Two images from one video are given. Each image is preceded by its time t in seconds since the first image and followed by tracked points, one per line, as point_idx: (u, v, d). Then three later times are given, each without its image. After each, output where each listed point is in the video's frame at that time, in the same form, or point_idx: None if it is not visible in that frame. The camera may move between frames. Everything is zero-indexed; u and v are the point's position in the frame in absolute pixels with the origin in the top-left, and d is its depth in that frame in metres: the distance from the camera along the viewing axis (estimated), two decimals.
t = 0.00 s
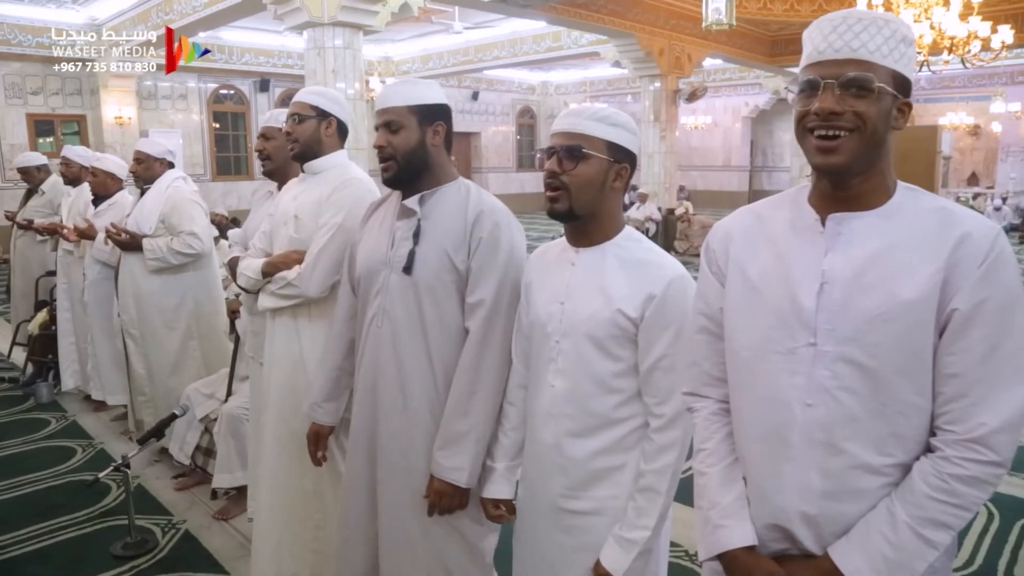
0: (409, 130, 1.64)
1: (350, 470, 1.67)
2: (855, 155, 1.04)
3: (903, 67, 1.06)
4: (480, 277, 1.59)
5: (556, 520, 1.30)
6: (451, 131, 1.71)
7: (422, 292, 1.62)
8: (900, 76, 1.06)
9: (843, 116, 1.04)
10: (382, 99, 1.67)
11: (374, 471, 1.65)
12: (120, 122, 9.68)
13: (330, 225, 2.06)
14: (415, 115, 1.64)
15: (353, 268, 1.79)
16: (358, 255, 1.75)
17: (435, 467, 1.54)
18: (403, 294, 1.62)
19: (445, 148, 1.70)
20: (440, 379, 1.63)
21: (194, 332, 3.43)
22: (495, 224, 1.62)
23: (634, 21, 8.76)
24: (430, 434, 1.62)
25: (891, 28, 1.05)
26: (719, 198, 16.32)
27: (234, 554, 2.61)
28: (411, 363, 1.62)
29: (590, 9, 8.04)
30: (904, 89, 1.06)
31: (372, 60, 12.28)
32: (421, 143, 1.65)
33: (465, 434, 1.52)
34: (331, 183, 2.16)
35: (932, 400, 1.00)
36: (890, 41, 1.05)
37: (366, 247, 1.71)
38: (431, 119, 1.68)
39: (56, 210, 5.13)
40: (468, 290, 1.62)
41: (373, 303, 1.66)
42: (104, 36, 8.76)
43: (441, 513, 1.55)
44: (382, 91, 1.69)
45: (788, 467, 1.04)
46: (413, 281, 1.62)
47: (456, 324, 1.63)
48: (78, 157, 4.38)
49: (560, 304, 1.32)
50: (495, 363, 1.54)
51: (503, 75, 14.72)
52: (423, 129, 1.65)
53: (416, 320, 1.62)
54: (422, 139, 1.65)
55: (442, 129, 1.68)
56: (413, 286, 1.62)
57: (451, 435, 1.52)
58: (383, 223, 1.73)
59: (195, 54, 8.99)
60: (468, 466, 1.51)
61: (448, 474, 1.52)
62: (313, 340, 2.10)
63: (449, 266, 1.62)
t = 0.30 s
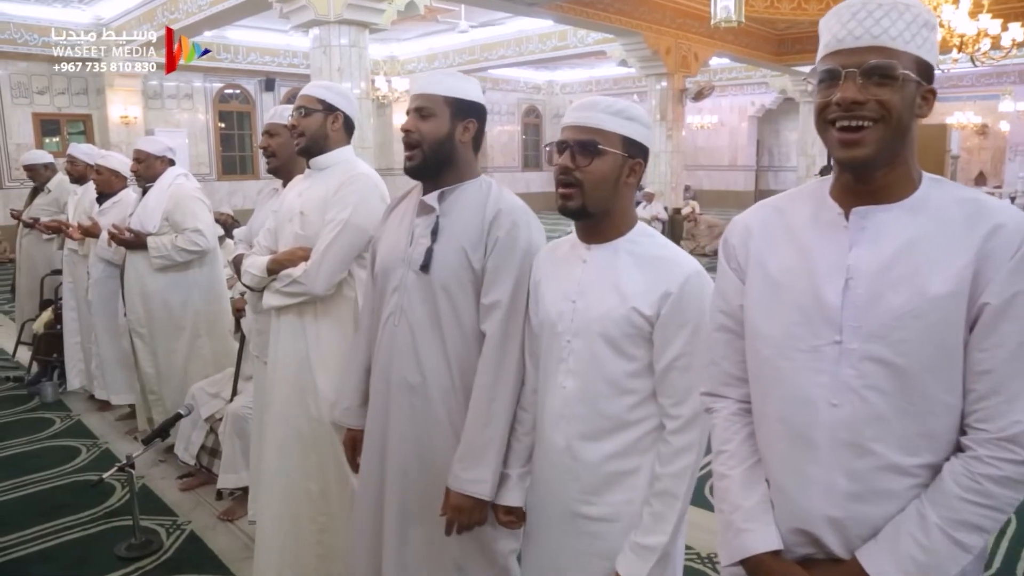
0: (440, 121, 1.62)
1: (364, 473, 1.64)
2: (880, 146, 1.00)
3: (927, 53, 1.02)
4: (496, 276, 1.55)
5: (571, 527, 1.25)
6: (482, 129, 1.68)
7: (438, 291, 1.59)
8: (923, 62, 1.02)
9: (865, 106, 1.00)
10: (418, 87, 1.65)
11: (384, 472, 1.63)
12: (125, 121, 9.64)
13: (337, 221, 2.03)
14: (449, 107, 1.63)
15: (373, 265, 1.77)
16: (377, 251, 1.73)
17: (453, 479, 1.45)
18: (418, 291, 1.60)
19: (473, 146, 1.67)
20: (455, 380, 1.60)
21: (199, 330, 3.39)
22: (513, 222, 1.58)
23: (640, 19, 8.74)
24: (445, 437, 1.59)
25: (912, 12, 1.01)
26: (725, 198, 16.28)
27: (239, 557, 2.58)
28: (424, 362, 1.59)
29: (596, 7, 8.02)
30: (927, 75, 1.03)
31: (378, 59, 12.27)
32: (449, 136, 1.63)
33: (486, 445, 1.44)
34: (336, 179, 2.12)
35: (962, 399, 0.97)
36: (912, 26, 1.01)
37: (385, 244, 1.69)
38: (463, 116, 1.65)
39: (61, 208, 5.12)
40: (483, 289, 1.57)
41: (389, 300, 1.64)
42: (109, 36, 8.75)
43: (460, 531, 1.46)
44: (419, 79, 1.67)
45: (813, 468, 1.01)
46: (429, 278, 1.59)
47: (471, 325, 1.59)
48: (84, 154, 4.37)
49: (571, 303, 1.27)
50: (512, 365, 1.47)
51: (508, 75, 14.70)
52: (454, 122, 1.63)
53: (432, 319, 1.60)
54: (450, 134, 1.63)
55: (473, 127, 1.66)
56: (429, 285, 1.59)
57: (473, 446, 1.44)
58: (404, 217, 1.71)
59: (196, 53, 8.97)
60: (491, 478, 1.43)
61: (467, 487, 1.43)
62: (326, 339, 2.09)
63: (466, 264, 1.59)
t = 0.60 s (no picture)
0: (462, 121, 1.61)
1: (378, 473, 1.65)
2: (921, 146, 0.96)
3: (968, 48, 0.98)
4: (520, 282, 1.56)
5: (598, 539, 1.24)
6: (503, 129, 1.69)
7: (460, 295, 1.59)
8: (964, 58, 0.98)
9: (906, 103, 0.96)
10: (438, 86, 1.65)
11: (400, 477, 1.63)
12: (132, 122, 9.64)
13: (352, 221, 1.99)
14: (470, 107, 1.62)
15: (390, 265, 1.77)
16: (397, 252, 1.75)
17: (467, 478, 1.48)
18: (440, 294, 1.61)
19: (494, 147, 1.67)
20: (476, 383, 1.60)
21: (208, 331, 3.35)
22: (539, 225, 1.59)
23: (648, 19, 8.71)
24: (466, 440, 1.60)
25: (952, 6, 0.97)
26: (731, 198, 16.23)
27: (250, 561, 2.55)
28: (445, 366, 1.59)
29: (604, 6, 7.99)
30: (969, 71, 0.99)
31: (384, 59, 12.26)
32: (471, 137, 1.63)
33: (501, 446, 1.46)
34: (350, 178, 2.09)
35: (1009, 405, 0.93)
36: (952, 20, 0.97)
37: (405, 245, 1.70)
38: (484, 116, 1.65)
39: (69, 208, 5.10)
40: (508, 294, 1.58)
41: (410, 302, 1.65)
42: (115, 36, 8.73)
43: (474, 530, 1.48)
44: (441, 77, 1.67)
45: (852, 478, 0.97)
46: (451, 281, 1.60)
47: (494, 330, 1.60)
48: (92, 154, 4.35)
49: (599, 307, 1.25)
50: (533, 368, 1.49)
51: (514, 74, 14.67)
52: (476, 123, 1.63)
53: (454, 322, 1.60)
54: (473, 134, 1.63)
55: (495, 127, 1.66)
56: (451, 288, 1.60)
57: (488, 445, 1.46)
58: (424, 220, 1.71)
59: (194, 54, 8.98)
60: (503, 480, 1.45)
61: (478, 486, 1.46)
62: (345, 339, 2.06)
63: (490, 268, 1.60)
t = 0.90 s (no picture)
0: (483, 123, 1.61)
1: (394, 480, 1.64)
2: (975, 148, 0.92)
3: None
4: (549, 288, 1.56)
5: (629, 553, 1.21)
6: (524, 128, 1.68)
7: (484, 299, 1.58)
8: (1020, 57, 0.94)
9: (960, 104, 0.92)
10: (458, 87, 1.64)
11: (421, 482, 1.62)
12: (137, 121, 9.64)
13: (370, 221, 1.96)
14: (491, 108, 1.62)
15: (407, 266, 1.76)
16: (414, 254, 1.74)
17: (509, 490, 1.49)
18: (464, 298, 1.60)
19: (517, 147, 1.67)
20: (498, 389, 1.59)
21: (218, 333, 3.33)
22: (565, 231, 1.59)
23: (655, 19, 8.68)
24: (485, 446, 1.58)
25: (1008, 3, 0.93)
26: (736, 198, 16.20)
27: (262, 567, 2.51)
28: (468, 372, 1.58)
29: (611, 6, 7.95)
30: None
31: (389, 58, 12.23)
32: (493, 137, 1.62)
33: (541, 452, 1.47)
34: (367, 179, 2.06)
35: None
36: (1007, 18, 0.93)
37: (424, 248, 1.70)
38: (505, 116, 1.65)
39: (77, 208, 5.07)
40: (535, 300, 1.58)
41: (430, 306, 1.64)
42: (121, 35, 8.71)
43: (522, 537, 1.51)
44: (460, 78, 1.66)
45: (900, 496, 0.93)
46: (474, 285, 1.59)
47: (521, 336, 1.60)
48: (101, 154, 4.33)
49: (633, 314, 1.24)
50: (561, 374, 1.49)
51: (520, 74, 14.63)
52: (497, 124, 1.62)
53: (476, 327, 1.59)
54: (495, 134, 1.62)
55: (516, 127, 1.66)
56: (474, 291, 1.59)
57: (522, 455, 1.47)
58: (444, 224, 1.70)
59: (197, 54, 8.94)
60: (540, 487, 1.47)
61: (523, 497, 1.47)
62: (363, 342, 2.03)
63: (517, 274, 1.59)
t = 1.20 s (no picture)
0: (496, 130, 1.58)
1: (415, 488, 1.64)
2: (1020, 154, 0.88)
3: None
4: (570, 291, 1.55)
5: (654, 567, 1.20)
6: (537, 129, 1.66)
7: (504, 303, 1.58)
8: None
9: (1004, 108, 0.88)
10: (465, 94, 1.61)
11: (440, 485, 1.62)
12: (142, 122, 9.52)
13: (384, 224, 1.93)
14: (502, 113, 1.59)
15: (423, 271, 1.75)
16: (431, 259, 1.73)
17: (534, 496, 1.51)
18: (483, 303, 1.59)
19: (532, 148, 1.64)
20: (518, 396, 1.58)
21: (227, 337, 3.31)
22: (585, 233, 1.57)
23: (661, 18, 8.64)
24: (506, 454, 1.57)
25: None
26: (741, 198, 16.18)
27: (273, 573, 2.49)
28: (488, 376, 1.57)
29: (616, 6, 7.93)
30: None
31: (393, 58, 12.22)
32: (509, 142, 1.60)
33: (560, 458, 1.49)
34: (378, 181, 2.03)
35: None
36: None
37: (441, 254, 1.68)
38: (518, 118, 1.63)
39: (83, 210, 5.05)
40: (555, 303, 1.57)
41: (448, 312, 1.64)
42: (126, 36, 8.70)
43: (546, 547, 1.51)
44: (466, 86, 1.63)
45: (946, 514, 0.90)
46: (494, 290, 1.58)
47: (541, 340, 1.58)
48: (108, 155, 4.30)
49: (661, 323, 1.24)
50: (583, 380, 1.50)
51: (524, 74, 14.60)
52: (511, 128, 1.60)
53: (496, 331, 1.59)
54: (509, 139, 1.60)
55: (530, 128, 1.63)
56: (495, 296, 1.58)
57: (546, 460, 1.49)
58: (461, 228, 1.69)
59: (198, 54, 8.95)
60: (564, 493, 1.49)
61: (547, 503, 1.49)
62: (378, 345, 2.01)
63: (537, 277, 1.58)
